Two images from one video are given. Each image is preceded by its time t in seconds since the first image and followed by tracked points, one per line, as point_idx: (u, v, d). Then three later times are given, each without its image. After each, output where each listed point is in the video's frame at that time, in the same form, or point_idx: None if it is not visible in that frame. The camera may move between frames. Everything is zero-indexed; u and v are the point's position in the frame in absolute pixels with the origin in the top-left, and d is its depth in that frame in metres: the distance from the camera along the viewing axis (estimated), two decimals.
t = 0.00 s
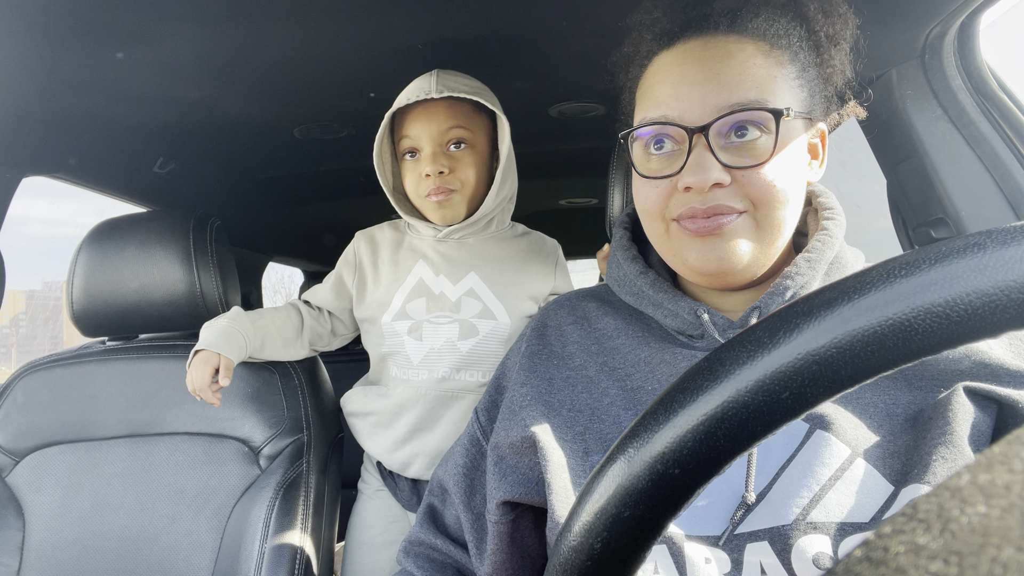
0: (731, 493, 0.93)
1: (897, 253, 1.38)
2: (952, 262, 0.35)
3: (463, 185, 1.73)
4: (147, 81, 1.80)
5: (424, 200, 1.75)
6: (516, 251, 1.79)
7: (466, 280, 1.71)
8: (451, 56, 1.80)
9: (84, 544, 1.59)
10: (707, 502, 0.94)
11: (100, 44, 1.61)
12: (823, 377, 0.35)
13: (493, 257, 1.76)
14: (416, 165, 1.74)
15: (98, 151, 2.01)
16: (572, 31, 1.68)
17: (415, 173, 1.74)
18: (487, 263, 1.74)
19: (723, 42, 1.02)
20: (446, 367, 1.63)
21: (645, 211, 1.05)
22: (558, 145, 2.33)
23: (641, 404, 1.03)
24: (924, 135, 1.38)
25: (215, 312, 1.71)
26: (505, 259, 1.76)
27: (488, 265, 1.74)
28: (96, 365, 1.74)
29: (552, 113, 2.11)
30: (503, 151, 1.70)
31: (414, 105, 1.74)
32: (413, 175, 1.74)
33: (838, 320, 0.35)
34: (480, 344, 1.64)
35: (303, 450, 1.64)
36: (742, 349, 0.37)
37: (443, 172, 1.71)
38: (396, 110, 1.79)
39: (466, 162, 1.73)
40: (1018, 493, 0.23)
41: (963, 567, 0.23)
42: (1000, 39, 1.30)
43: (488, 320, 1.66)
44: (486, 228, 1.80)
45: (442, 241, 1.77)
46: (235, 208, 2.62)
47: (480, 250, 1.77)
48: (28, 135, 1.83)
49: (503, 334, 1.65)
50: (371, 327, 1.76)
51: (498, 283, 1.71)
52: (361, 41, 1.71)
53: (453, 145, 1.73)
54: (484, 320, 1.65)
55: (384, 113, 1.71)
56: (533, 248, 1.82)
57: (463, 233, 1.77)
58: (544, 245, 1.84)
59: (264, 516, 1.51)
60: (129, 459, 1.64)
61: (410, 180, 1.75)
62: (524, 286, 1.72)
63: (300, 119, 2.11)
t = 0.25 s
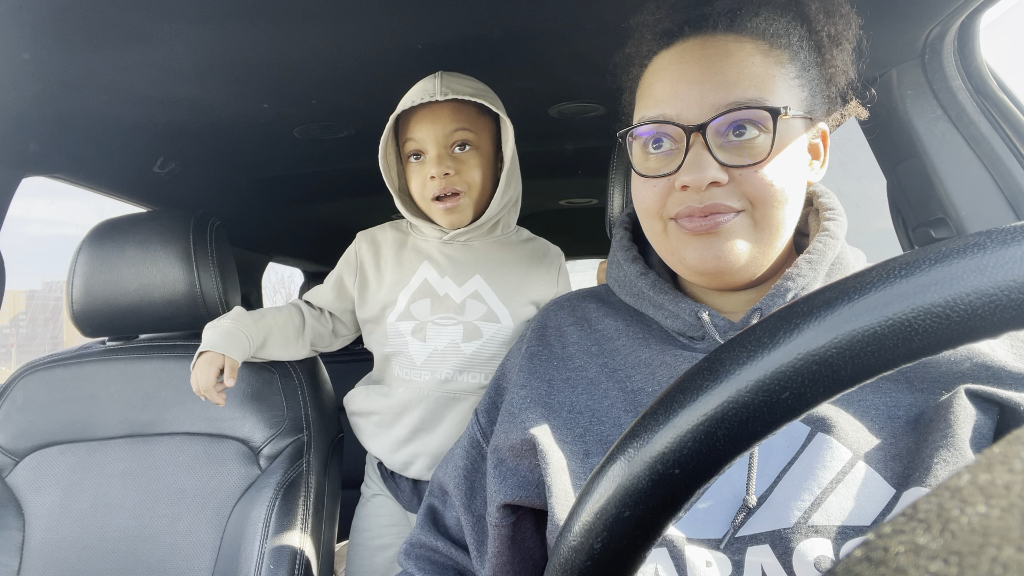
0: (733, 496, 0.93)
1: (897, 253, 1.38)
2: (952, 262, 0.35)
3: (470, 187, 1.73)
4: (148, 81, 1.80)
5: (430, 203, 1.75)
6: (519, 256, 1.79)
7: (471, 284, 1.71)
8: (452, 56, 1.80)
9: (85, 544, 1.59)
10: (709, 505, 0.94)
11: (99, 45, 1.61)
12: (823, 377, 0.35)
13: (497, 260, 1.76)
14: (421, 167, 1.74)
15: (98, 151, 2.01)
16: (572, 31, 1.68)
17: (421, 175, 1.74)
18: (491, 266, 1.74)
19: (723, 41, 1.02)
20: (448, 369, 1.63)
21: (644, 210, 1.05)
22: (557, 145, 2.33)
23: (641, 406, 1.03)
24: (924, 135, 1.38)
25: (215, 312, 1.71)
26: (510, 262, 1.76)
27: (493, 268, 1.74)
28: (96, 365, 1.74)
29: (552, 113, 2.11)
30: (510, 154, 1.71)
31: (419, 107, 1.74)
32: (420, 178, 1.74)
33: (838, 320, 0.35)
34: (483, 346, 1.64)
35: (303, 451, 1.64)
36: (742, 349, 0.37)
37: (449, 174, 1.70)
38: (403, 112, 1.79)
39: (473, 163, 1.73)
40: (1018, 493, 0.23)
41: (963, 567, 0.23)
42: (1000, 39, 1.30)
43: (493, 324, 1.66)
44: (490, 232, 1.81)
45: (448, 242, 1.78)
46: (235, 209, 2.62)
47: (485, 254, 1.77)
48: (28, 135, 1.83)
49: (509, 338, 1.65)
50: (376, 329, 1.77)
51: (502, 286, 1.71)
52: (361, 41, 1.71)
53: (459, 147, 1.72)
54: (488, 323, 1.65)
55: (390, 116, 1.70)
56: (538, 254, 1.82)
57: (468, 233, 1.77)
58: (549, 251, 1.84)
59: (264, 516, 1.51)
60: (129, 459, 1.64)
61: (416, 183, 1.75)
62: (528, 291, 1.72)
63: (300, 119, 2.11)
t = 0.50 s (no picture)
0: (733, 497, 0.93)
1: (897, 253, 1.38)
2: (951, 262, 0.35)
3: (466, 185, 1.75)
4: (149, 81, 1.80)
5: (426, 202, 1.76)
6: (511, 255, 1.81)
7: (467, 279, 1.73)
8: (452, 56, 1.80)
9: (84, 544, 1.59)
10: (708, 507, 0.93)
11: (99, 44, 1.61)
12: (823, 377, 0.35)
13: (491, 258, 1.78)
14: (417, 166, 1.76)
15: (98, 151, 2.01)
16: (572, 30, 1.68)
17: (418, 174, 1.75)
18: (485, 264, 1.77)
19: (721, 42, 1.02)
20: (449, 366, 1.64)
21: (642, 211, 1.05)
22: (557, 145, 2.33)
23: (639, 408, 1.03)
24: (923, 135, 1.38)
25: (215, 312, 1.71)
26: (502, 259, 1.79)
27: (486, 266, 1.77)
28: (96, 365, 1.74)
29: (552, 113, 2.11)
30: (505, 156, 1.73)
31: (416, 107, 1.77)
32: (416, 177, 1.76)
33: (838, 320, 0.35)
34: (482, 342, 1.66)
35: (302, 450, 1.64)
36: (742, 349, 0.37)
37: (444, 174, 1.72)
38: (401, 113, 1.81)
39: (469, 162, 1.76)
40: (1018, 493, 0.23)
41: (963, 567, 0.23)
42: (1000, 39, 1.30)
43: (491, 320, 1.68)
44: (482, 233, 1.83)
45: (440, 242, 1.79)
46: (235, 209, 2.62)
47: (479, 254, 1.79)
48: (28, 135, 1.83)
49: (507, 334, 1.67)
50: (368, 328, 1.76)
51: (498, 283, 1.74)
52: (361, 41, 1.71)
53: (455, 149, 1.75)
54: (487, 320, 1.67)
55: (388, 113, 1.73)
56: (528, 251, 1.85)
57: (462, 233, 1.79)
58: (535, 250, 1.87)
59: (264, 515, 1.51)
60: (129, 459, 1.64)
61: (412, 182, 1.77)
62: (523, 288, 1.74)
63: (300, 119, 2.11)
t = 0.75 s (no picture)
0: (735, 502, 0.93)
1: (897, 254, 1.38)
2: (951, 262, 0.35)
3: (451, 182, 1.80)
4: (149, 80, 1.80)
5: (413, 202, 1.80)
6: (496, 255, 1.86)
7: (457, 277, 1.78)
8: (451, 56, 1.80)
9: (84, 544, 1.59)
10: (708, 514, 0.93)
11: (99, 44, 1.61)
12: (823, 377, 0.35)
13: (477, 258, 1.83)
14: (405, 169, 1.79)
15: (98, 150, 2.01)
16: (571, 30, 1.68)
17: (405, 176, 1.79)
18: (472, 264, 1.82)
19: (715, 40, 1.03)
20: (444, 366, 1.68)
21: (640, 211, 1.05)
22: (557, 145, 2.33)
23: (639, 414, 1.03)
24: (924, 135, 1.38)
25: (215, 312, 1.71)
26: (487, 259, 1.84)
27: (474, 266, 1.82)
28: (97, 365, 1.74)
29: (552, 113, 2.11)
30: (491, 155, 1.78)
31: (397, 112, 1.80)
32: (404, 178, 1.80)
33: (838, 320, 0.35)
34: (475, 341, 1.71)
35: (303, 450, 1.64)
36: (742, 349, 0.37)
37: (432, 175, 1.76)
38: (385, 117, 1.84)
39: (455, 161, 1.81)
40: (1018, 493, 0.24)
41: (963, 567, 0.23)
42: (1000, 39, 1.30)
43: (483, 318, 1.73)
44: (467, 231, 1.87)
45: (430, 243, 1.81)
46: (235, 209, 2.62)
47: (465, 254, 1.83)
48: (29, 135, 1.83)
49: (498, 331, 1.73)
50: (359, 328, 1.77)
51: (486, 283, 1.79)
52: (361, 41, 1.71)
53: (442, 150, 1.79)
54: (479, 318, 1.72)
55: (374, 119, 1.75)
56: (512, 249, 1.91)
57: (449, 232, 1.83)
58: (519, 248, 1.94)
59: (264, 516, 1.51)
60: (129, 459, 1.64)
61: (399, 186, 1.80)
62: (511, 287, 1.80)
63: (300, 119, 2.10)
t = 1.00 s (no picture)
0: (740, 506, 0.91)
1: (897, 254, 1.38)
2: (951, 262, 0.35)
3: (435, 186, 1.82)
4: (150, 80, 1.80)
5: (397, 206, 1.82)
6: (479, 253, 1.89)
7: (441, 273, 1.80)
8: (452, 56, 1.80)
9: (85, 544, 1.59)
10: (712, 517, 0.91)
11: (99, 44, 1.61)
12: (823, 377, 0.35)
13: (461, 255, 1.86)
14: (389, 173, 1.81)
15: (97, 150, 2.01)
16: (572, 30, 1.68)
17: (390, 180, 1.80)
18: (456, 260, 1.85)
19: (718, 36, 1.03)
20: (433, 361, 1.70)
21: (641, 203, 1.05)
22: (557, 145, 2.33)
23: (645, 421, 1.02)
24: (924, 135, 1.38)
25: (215, 312, 1.71)
26: (470, 257, 1.87)
27: (457, 263, 1.84)
28: (97, 365, 1.74)
29: (552, 113, 2.11)
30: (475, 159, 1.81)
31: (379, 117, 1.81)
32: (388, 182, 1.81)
33: (838, 319, 0.35)
34: (462, 336, 1.74)
35: (303, 450, 1.64)
36: (742, 349, 0.37)
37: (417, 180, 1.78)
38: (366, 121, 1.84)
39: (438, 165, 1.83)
40: (1018, 493, 0.24)
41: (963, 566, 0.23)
42: (1000, 39, 1.30)
43: (468, 313, 1.76)
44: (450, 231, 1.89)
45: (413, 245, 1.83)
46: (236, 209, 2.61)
47: (449, 252, 1.86)
48: (29, 135, 1.83)
49: (483, 326, 1.77)
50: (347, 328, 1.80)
51: (470, 280, 1.82)
52: (361, 41, 1.71)
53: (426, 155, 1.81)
54: (464, 313, 1.76)
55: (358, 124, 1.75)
56: (494, 245, 1.95)
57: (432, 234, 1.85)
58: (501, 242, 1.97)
59: (264, 515, 1.51)
60: (129, 459, 1.64)
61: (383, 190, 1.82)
62: (495, 284, 1.83)
63: (300, 119, 2.10)
